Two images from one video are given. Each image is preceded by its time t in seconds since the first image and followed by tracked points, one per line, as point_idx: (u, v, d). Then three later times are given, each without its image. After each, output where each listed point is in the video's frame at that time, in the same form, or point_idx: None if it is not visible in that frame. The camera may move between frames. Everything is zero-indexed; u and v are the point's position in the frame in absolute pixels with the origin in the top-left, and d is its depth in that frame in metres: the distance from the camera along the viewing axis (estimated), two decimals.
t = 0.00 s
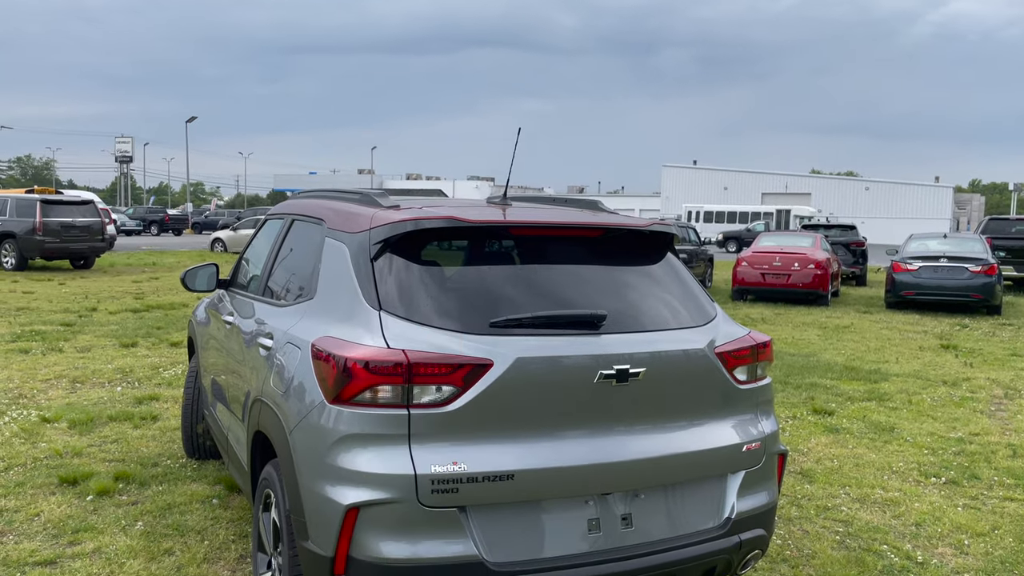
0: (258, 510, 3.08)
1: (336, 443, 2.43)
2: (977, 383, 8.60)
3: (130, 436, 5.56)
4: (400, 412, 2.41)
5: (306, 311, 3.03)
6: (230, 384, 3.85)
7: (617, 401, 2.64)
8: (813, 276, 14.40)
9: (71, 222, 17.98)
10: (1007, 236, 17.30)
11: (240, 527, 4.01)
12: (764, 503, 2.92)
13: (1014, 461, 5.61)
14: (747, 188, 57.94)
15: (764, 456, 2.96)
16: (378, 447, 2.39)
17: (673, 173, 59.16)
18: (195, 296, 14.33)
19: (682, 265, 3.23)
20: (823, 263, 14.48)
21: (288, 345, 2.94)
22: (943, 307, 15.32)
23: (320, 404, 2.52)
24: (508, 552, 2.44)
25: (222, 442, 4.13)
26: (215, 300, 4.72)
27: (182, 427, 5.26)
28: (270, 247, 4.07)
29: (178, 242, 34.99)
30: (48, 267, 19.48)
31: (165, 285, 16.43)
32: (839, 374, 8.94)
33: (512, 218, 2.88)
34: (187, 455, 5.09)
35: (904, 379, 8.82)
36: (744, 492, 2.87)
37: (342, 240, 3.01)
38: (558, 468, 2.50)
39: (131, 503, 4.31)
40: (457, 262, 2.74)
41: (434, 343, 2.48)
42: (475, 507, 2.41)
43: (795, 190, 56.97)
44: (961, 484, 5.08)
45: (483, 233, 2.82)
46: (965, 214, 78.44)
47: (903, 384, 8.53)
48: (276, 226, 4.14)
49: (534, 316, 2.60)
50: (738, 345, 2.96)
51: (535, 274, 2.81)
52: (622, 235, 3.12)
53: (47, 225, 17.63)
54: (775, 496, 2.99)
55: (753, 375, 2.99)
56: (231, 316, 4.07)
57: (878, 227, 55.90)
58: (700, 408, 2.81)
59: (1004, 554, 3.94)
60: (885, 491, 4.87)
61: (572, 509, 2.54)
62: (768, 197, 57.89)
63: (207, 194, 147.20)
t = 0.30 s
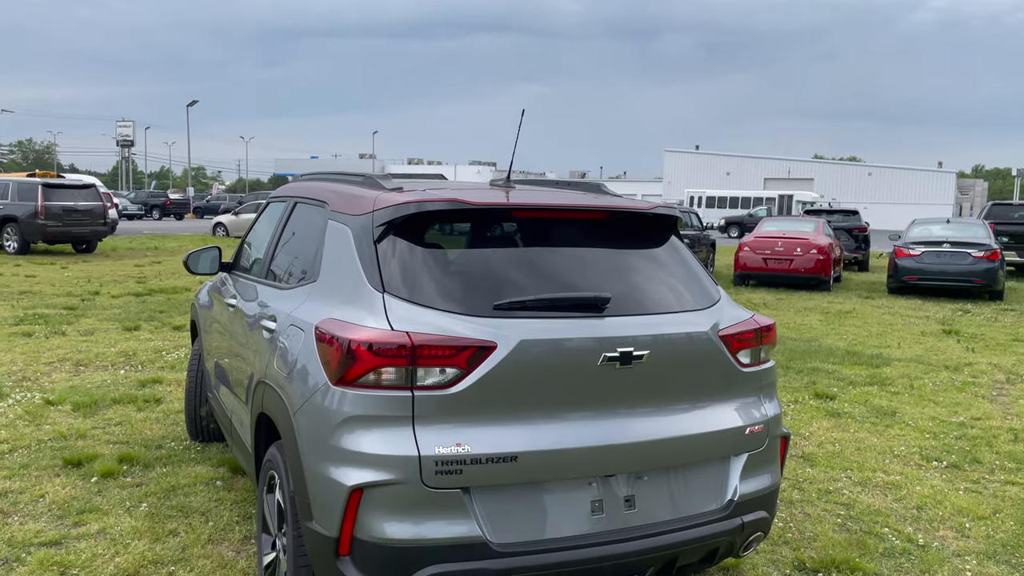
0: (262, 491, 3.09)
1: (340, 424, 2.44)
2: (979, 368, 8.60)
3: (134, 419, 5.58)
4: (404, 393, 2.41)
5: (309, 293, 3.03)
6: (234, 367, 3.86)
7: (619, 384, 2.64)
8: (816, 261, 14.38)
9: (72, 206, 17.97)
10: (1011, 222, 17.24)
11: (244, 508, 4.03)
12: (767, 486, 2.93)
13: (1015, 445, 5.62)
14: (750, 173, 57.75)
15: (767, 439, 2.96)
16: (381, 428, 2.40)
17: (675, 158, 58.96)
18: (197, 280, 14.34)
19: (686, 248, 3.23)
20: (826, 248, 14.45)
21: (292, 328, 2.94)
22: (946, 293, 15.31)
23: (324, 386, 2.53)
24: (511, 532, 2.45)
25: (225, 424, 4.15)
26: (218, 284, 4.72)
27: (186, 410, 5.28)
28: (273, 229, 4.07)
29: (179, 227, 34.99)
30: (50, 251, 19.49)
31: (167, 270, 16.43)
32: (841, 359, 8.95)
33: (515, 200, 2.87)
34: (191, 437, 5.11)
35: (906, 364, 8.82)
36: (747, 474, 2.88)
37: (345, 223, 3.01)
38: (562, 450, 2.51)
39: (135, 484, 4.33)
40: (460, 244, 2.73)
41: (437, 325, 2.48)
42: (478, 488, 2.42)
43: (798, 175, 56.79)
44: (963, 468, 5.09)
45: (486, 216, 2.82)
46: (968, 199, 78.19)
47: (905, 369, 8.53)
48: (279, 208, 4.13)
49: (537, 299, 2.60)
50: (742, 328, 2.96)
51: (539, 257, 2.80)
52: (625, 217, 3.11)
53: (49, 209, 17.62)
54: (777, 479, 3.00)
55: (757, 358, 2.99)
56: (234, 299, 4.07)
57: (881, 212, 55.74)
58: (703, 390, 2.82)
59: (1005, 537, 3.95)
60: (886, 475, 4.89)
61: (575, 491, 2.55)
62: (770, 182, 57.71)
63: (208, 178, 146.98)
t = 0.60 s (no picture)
0: (267, 466, 3.11)
1: (344, 399, 2.45)
2: (982, 346, 8.59)
3: (139, 395, 5.62)
4: (407, 368, 2.42)
5: (312, 270, 3.03)
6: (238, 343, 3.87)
7: (622, 360, 2.64)
8: (820, 240, 14.34)
9: (76, 183, 17.96)
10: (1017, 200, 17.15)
11: (249, 483, 4.06)
12: (769, 461, 2.94)
13: (1017, 423, 5.63)
14: (755, 151, 57.43)
15: (770, 415, 2.97)
16: (385, 402, 2.41)
17: (680, 136, 58.63)
18: (201, 257, 14.35)
19: (690, 224, 3.21)
20: (830, 227, 14.40)
21: (295, 304, 2.94)
22: (950, 271, 15.27)
23: (328, 361, 2.54)
24: (514, 506, 2.47)
25: (230, 400, 4.16)
26: (221, 261, 4.72)
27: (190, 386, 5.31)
28: (276, 206, 4.06)
29: (183, 205, 34.98)
30: (54, 228, 19.52)
31: (171, 247, 16.45)
32: (844, 337, 8.94)
33: (519, 176, 2.86)
34: (196, 413, 5.14)
35: (909, 342, 8.82)
36: (749, 450, 2.89)
37: (348, 199, 3.00)
38: (564, 425, 2.51)
39: (141, 460, 4.37)
40: (463, 221, 2.73)
41: (441, 301, 2.48)
42: (482, 462, 2.44)
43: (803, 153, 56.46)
44: (964, 445, 5.10)
45: (489, 192, 2.81)
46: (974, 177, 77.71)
47: (908, 347, 8.53)
48: (282, 184, 4.12)
49: (540, 275, 2.60)
50: (746, 304, 2.96)
51: (542, 233, 2.80)
52: (629, 194, 3.10)
53: (52, 186, 17.62)
54: (779, 455, 3.00)
55: (760, 334, 2.99)
56: (238, 276, 4.07)
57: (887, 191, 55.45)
58: (706, 366, 2.82)
59: (1006, 513, 3.97)
60: (888, 452, 4.91)
61: (578, 465, 2.57)
62: (775, 160, 57.40)
63: (211, 156, 146.62)
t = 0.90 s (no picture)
0: (271, 437, 3.13)
1: (346, 371, 2.45)
2: (986, 321, 8.58)
3: (143, 369, 5.64)
4: (409, 340, 2.42)
5: (314, 242, 3.02)
6: (241, 316, 3.88)
7: (623, 332, 2.64)
8: (824, 215, 14.28)
9: (78, 158, 17.91)
10: None
11: (253, 456, 4.08)
12: (770, 433, 2.94)
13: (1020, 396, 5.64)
14: (760, 126, 57.03)
15: (772, 387, 2.97)
16: (387, 374, 2.41)
17: (684, 110, 58.21)
18: (204, 233, 14.34)
19: (693, 196, 3.20)
20: (834, 201, 14.34)
21: (297, 277, 2.94)
22: (955, 246, 15.21)
23: (330, 333, 2.54)
24: (516, 477, 2.48)
25: (234, 373, 4.18)
26: (223, 235, 4.71)
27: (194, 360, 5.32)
28: (278, 179, 4.05)
29: (186, 180, 34.95)
30: (56, 204, 19.48)
31: (174, 223, 16.43)
32: (848, 311, 8.94)
33: (521, 147, 2.84)
34: (200, 386, 5.16)
35: (912, 316, 8.82)
36: (750, 422, 2.89)
37: (349, 171, 2.98)
38: (566, 397, 2.52)
39: (146, 432, 4.39)
40: (465, 193, 2.72)
41: (442, 273, 2.47)
42: (484, 433, 2.45)
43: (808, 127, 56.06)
44: (966, 418, 5.11)
45: (491, 164, 2.79)
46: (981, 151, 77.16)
47: (912, 322, 8.52)
48: (284, 157, 4.10)
49: (542, 247, 2.59)
50: (748, 277, 2.95)
51: (544, 206, 2.79)
52: (632, 165, 3.08)
53: (54, 161, 17.57)
54: (781, 427, 3.01)
55: (762, 307, 2.98)
56: (240, 249, 4.07)
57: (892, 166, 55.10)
58: (709, 338, 2.82)
59: (1007, 486, 3.99)
60: (890, 425, 4.92)
61: (579, 437, 2.58)
62: (779, 135, 57.00)
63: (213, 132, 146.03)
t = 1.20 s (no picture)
0: (269, 414, 3.12)
1: (344, 346, 2.43)
2: (986, 295, 8.56)
3: (142, 345, 5.63)
4: (408, 316, 2.39)
5: (311, 217, 2.99)
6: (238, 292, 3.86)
7: (624, 306, 2.62)
8: (824, 189, 14.21)
9: (74, 135, 17.77)
10: None
11: (252, 431, 4.08)
12: (770, 407, 2.93)
13: (1020, 370, 5.63)
14: (760, 100, 56.63)
15: (773, 361, 2.95)
16: (386, 349, 2.39)
17: (684, 84, 57.77)
18: (202, 209, 14.26)
19: (694, 169, 3.16)
20: (835, 176, 14.26)
21: (294, 252, 2.91)
22: (956, 220, 15.16)
23: (327, 309, 2.52)
24: (516, 452, 2.47)
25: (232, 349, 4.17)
26: (220, 210, 4.68)
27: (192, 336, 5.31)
28: (274, 153, 4.00)
29: (184, 157, 34.74)
30: (54, 180, 19.39)
31: (172, 199, 16.33)
32: (848, 286, 8.91)
33: (520, 120, 2.79)
34: (199, 363, 5.15)
35: (913, 291, 8.79)
36: (751, 396, 2.88)
37: (346, 144, 2.94)
38: (566, 372, 2.50)
39: (145, 408, 4.39)
40: (463, 167, 2.68)
41: (441, 248, 2.45)
42: (483, 409, 2.43)
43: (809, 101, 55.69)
44: (966, 392, 5.11)
45: (489, 136, 2.75)
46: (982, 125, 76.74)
47: (912, 296, 8.50)
48: (280, 131, 4.05)
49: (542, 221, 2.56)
50: (750, 251, 2.92)
51: (544, 179, 2.75)
52: (633, 138, 3.04)
53: (50, 137, 17.43)
54: (781, 401, 3.00)
55: (764, 282, 2.95)
56: (237, 225, 4.03)
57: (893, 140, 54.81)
58: (710, 312, 2.80)
59: (1007, 459, 3.99)
60: (890, 399, 4.92)
61: (578, 412, 2.56)
62: (780, 109, 56.63)
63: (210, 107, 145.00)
